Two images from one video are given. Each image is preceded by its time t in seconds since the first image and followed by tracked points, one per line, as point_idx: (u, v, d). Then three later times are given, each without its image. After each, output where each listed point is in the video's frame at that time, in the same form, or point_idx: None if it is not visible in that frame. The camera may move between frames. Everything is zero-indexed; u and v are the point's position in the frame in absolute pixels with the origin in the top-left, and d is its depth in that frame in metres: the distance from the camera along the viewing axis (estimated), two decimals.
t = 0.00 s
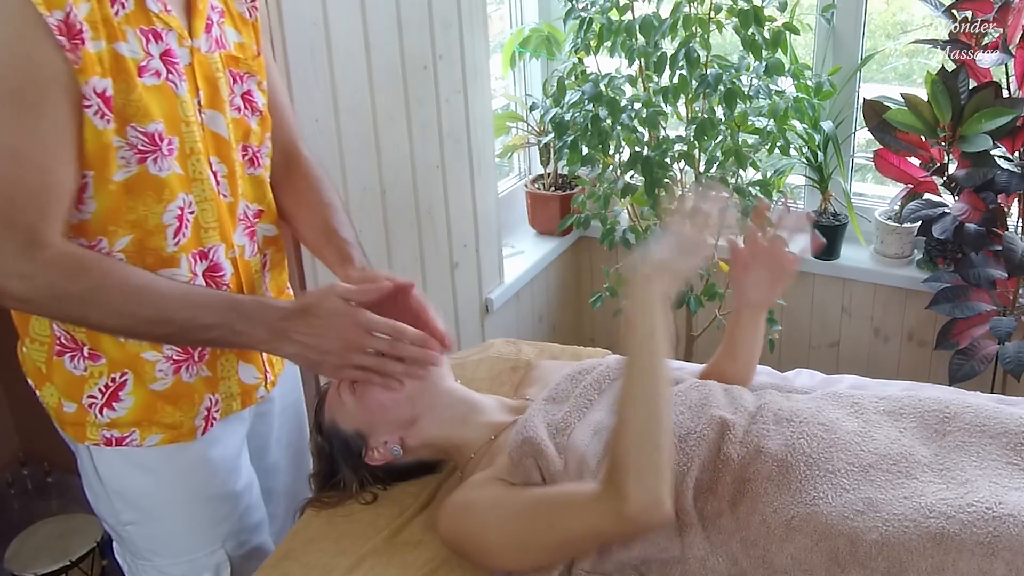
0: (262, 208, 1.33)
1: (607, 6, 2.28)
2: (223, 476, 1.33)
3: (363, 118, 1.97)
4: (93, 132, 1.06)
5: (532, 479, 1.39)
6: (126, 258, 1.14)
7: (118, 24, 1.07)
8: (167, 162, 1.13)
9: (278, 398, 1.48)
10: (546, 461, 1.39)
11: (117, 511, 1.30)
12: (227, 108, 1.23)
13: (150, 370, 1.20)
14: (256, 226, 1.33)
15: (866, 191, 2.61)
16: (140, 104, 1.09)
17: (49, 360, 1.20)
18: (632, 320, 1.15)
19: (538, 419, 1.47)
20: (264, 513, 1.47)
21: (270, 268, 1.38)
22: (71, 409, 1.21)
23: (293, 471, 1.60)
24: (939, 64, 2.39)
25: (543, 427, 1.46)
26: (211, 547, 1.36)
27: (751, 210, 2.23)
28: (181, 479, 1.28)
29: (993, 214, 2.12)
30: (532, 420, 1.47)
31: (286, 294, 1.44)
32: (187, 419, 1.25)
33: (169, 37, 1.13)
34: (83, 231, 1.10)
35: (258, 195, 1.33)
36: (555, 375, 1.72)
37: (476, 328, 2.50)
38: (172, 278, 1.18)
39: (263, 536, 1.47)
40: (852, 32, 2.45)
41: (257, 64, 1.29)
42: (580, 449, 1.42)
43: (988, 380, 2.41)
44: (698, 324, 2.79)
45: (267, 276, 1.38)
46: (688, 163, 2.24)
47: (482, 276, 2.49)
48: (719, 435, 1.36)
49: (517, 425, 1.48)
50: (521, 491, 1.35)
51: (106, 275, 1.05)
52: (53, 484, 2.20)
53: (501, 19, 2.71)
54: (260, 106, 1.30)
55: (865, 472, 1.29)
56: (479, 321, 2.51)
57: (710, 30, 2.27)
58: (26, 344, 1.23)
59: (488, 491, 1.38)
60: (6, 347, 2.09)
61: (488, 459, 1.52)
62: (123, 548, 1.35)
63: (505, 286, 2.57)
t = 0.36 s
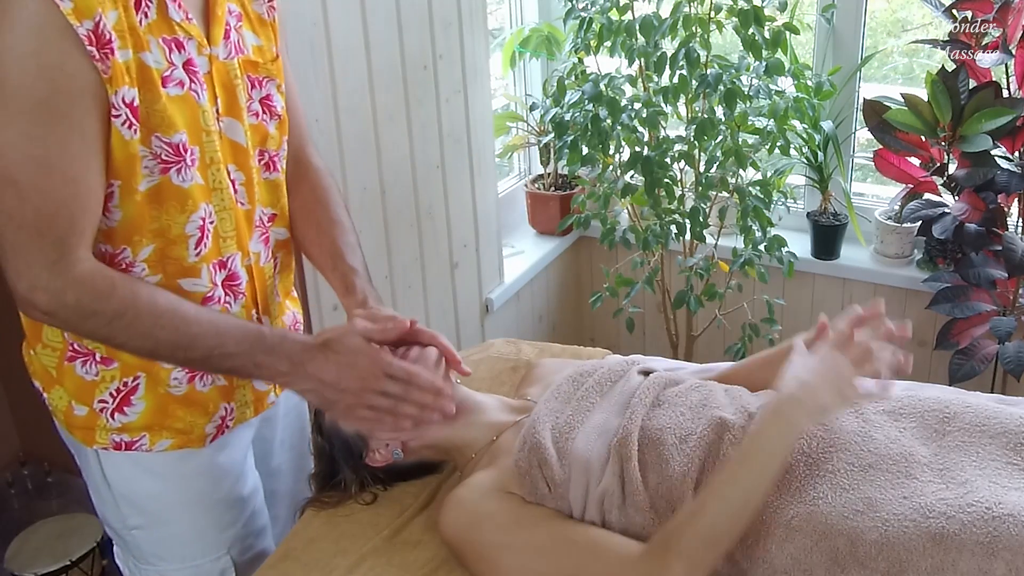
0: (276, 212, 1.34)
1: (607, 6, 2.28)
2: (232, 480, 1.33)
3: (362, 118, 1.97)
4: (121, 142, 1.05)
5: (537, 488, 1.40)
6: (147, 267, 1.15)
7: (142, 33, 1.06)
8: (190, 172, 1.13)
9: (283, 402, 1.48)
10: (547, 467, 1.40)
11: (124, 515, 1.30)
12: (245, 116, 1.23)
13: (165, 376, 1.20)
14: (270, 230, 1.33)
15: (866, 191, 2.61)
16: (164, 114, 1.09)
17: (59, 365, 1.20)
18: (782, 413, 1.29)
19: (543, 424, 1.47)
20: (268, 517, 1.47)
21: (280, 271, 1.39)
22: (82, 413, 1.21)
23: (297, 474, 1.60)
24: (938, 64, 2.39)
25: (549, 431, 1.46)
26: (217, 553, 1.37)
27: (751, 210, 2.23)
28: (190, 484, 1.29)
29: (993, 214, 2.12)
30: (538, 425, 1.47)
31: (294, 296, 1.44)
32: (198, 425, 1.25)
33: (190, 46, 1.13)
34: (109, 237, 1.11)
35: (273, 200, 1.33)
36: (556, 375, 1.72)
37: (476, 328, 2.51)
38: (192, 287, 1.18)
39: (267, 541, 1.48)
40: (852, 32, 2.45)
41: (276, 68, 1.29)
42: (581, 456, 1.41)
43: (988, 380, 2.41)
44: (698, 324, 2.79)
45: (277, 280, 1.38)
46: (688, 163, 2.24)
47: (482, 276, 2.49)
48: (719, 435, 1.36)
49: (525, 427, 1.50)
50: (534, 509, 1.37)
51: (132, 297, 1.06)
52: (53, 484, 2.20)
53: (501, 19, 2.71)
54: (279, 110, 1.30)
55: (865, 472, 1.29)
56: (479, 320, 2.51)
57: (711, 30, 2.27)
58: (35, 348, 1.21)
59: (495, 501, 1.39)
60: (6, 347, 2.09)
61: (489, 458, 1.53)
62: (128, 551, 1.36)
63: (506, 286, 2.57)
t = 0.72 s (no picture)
0: (267, 210, 1.33)
1: (607, 6, 2.29)
2: (225, 479, 1.34)
3: (362, 118, 1.97)
4: (113, 140, 1.05)
5: (537, 491, 1.39)
6: (142, 270, 1.14)
7: (130, 32, 1.07)
8: (182, 171, 1.13)
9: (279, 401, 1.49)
10: (547, 469, 1.39)
11: (116, 514, 1.30)
12: (234, 115, 1.23)
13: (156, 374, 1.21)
14: (261, 229, 1.33)
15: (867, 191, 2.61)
16: (155, 114, 1.09)
17: (51, 365, 1.20)
18: (808, 468, 1.26)
19: (543, 425, 1.47)
20: (262, 516, 1.47)
21: (271, 270, 1.39)
22: (73, 412, 1.21)
23: (289, 471, 1.61)
24: (939, 63, 2.39)
25: (548, 432, 1.46)
26: (210, 552, 1.37)
27: (752, 210, 2.22)
28: (182, 482, 1.29)
29: (993, 214, 2.12)
30: (538, 426, 1.47)
31: (285, 294, 1.44)
32: (191, 424, 1.26)
33: (178, 45, 1.13)
34: (99, 241, 1.11)
35: (264, 199, 1.33)
36: (555, 375, 1.72)
37: (476, 328, 2.51)
38: (187, 288, 1.18)
39: (260, 540, 1.47)
40: (852, 31, 2.45)
41: (265, 66, 1.29)
42: (582, 457, 1.40)
43: (988, 380, 2.41)
44: (698, 324, 2.79)
45: (269, 279, 1.38)
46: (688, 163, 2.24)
47: (482, 276, 2.49)
48: (719, 436, 1.36)
49: (526, 427, 1.50)
50: (538, 518, 1.35)
51: (126, 302, 1.06)
52: (53, 484, 2.20)
53: (501, 19, 2.71)
54: (270, 109, 1.30)
55: (866, 472, 1.29)
56: (479, 321, 2.51)
57: (710, 30, 2.27)
58: (26, 349, 1.22)
59: (495, 505, 1.38)
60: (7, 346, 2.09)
61: (488, 456, 1.53)
62: (121, 552, 1.35)
63: (505, 285, 2.57)
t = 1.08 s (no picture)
0: (249, 207, 1.34)
1: (608, 6, 2.29)
2: (211, 474, 1.34)
3: (361, 118, 1.97)
4: (87, 133, 1.05)
5: (535, 491, 1.39)
6: (116, 263, 1.14)
7: (103, 26, 1.07)
8: (155, 164, 1.13)
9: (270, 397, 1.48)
10: (546, 470, 1.39)
11: (102, 509, 1.30)
12: (209, 111, 1.23)
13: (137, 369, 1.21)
14: (241, 225, 1.33)
15: (867, 191, 2.61)
16: (127, 107, 1.10)
17: (35, 360, 1.20)
18: (799, 466, 1.27)
19: (542, 425, 1.47)
20: (250, 512, 1.47)
21: (257, 266, 1.39)
22: (57, 408, 1.21)
23: (281, 467, 1.61)
24: (939, 64, 2.39)
25: (547, 433, 1.45)
26: (196, 546, 1.36)
27: (752, 210, 2.22)
28: (168, 477, 1.29)
29: (993, 214, 2.12)
30: (536, 426, 1.46)
31: (274, 291, 1.44)
32: (174, 420, 1.26)
33: (151, 41, 1.14)
34: (75, 234, 1.10)
35: (246, 194, 1.33)
36: (555, 375, 1.72)
37: (476, 328, 2.51)
38: (161, 280, 1.18)
39: (250, 535, 1.47)
40: (853, 32, 2.45)
41: (244, 63, 1.29)
42: (581, 457, 1.40)
43: (988, 380, 2.41)
44: (698, 324, 2.79)
45: (254, 275, 1.38)
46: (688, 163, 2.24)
47: (482, 276, 2.49)
48: (719, 436, 1.36)
49: (524, 427, 1.49)
50: (537, 520, 1.35)
51: (109, 298, 1.06)
52: (53, 484, 2.20)
53: (501, 19, 2.71)
54: (249, 106, 1.30)
55: (866, 471, 1.29)
56: (479, 321, 2.51)
57: (710, 30, 2.27)
58: (9, 345, 1.22)
59: (494, 508, 1.38)
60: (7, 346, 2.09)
61: (488, 457, 1.52)
62: (108, 548, 1.35)
63: (506, 286, 2.57)
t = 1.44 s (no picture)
0: (243, 205, 1.34)
1: (608, 6, 2.29)
2: (209, 473, 1.33)
3: (361, 118, 1.97)
4: (74, 129, 1.05)
5: (534, 492, 1.38)
6: (105, 258, 1.14)
7: (94, 23, 1.07)
8: (145, 160, 1.13)
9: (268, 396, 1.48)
10: (546, 470, 1.39)
11: (101, 508, 1.30)
12: (204, 108, 1.23)
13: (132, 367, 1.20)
14: (236, 223, 1.33)
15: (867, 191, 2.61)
16: (117, 103, 1.10)
17: (32, 358, 1.20)
18: (802, 476, 1.26)
19: (541, 425, 1.46)
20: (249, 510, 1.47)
21: (253, 266, 1.39)
22: (54, 407, 1.21)
23: (282, 467, 1.60)
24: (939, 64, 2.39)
25: (547, 433, 1.45)
26: (194, 544, 1.36)
27: (752, 210, 2.22)
28: (166, 475, 1.29)
29: (993, 214, 2.12)
30: (536, 426, 1.46)
31: (275, 292, 1.44)
32: (170, 418, 1.25)
33: (144, 37, 1.14)
34: (61, 230, 1.10)
35: (240, 192, 1.33)
36: (555, 375, 1.72)
37: (476, 328, 2.50)
38: (152, 276, 1.18)
39: (249, 534, 1.46)
40: (853, 32, 2.45)
41: (236, 61, 1.29)
42: (581, 458, 1.40)
43: (988, 380, 2.41)
44: (698, 324, 2.79)
45: (250, 275, 1.39)
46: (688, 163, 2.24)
47: (482, 276, 2.49)
48: (719, 436, 1.36)
49: (523, 428, 1.49)
50: (535, 521, 1.35)
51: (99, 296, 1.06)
52: (54, 484, 2.19)
53: (501, 19, 2.71)
54: (241, 103, 1.30)
55: (867, 472, 1.28)
56: (479, 321, 2.51)
57: (710, 29, 2.27)
58: (7, 343, 1.22)
59: (493, 509, 1.38)
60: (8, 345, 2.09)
61: (488, 457, 1.52)
62: (107, 546, 1.35)
63: (506, 285, 2.57)
